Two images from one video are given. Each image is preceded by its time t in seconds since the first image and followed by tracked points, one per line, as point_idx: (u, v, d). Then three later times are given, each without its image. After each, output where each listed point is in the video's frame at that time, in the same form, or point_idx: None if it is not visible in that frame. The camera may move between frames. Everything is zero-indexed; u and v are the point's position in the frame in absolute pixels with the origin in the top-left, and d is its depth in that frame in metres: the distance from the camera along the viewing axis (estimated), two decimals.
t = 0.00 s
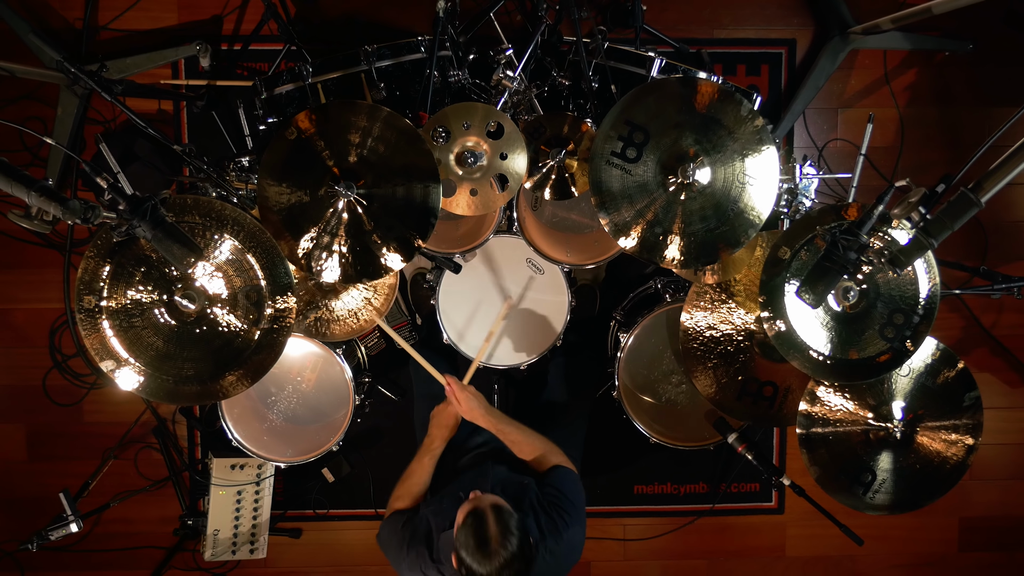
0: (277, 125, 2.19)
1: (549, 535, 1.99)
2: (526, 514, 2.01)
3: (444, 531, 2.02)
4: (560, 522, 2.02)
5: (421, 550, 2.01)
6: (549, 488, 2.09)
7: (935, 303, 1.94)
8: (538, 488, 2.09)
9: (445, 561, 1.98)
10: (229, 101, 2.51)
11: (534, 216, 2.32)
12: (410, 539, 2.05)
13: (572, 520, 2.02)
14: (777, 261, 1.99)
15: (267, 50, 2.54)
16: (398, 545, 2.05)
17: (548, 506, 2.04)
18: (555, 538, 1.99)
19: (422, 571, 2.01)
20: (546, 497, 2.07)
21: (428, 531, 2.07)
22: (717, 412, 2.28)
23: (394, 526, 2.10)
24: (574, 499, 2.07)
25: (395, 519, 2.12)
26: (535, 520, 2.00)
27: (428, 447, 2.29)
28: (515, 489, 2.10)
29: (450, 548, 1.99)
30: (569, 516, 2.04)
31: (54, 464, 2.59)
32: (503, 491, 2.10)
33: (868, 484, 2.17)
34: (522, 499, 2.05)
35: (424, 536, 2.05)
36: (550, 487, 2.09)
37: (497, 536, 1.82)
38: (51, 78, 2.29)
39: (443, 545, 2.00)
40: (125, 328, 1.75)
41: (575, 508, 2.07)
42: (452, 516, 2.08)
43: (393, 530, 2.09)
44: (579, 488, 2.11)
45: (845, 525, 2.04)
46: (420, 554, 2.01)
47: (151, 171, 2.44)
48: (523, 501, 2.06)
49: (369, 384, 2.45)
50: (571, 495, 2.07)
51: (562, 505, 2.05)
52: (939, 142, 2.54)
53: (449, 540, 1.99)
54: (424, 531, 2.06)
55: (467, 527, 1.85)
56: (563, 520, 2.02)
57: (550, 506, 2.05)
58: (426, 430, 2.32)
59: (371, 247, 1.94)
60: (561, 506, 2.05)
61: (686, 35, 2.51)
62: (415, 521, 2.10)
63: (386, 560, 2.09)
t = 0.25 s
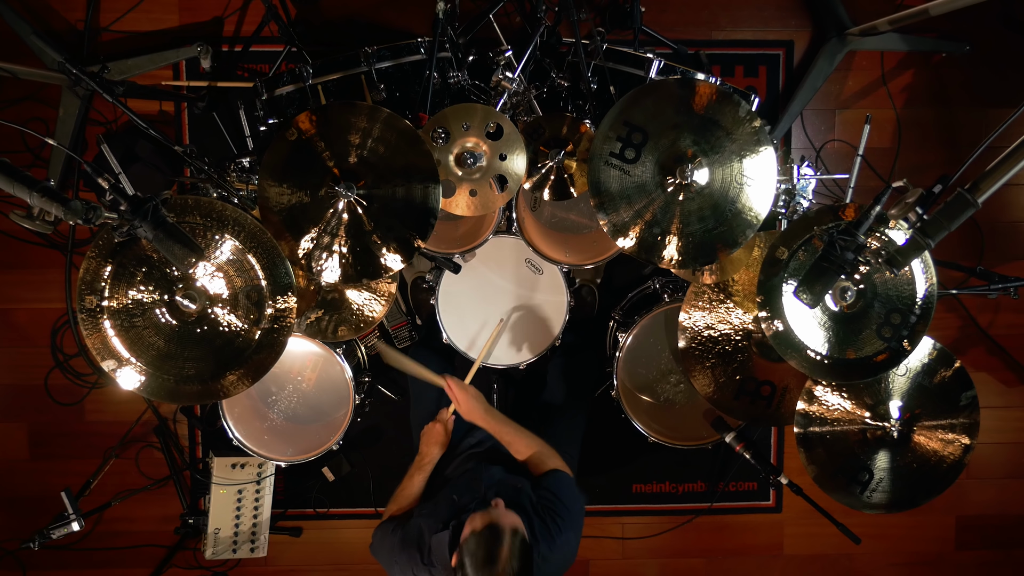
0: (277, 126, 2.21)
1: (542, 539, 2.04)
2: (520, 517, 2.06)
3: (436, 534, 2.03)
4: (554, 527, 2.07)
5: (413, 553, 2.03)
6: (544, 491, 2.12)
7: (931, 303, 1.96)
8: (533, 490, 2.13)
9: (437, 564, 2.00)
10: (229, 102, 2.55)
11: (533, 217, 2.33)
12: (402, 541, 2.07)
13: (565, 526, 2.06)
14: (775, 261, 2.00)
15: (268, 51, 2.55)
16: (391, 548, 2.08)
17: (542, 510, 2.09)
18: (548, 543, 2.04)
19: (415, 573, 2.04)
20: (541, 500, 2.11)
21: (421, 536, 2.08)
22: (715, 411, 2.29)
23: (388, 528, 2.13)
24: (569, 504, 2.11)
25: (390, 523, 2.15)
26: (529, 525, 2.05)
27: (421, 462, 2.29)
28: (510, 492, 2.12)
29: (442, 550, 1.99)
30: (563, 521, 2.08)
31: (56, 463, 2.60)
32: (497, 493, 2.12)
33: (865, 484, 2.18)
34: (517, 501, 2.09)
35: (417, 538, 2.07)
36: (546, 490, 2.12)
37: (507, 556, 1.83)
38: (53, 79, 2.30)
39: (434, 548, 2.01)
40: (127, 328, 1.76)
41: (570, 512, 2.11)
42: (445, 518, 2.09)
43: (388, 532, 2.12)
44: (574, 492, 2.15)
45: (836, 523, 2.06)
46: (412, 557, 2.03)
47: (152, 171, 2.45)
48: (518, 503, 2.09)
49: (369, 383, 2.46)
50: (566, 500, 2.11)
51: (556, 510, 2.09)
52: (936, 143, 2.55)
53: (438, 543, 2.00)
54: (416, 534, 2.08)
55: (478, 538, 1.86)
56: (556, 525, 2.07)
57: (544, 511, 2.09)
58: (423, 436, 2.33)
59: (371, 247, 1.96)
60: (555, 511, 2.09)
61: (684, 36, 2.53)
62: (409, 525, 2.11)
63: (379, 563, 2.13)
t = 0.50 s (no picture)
0: (277, 126, 2.22)
1: (538, 529, 2.05)
2: (517, 507, 2.07)
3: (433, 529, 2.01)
4: (549, 515, 2.07)
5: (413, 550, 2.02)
6: (541, 483, 2.14)
7: (928, 303, 1.97)
8: (531, 483, 2.15)
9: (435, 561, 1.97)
10: (231, 104, 2.55)
11: (532, 217, 2.34)
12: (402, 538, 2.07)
13: (562, 514, 2.07)
14: (772, 262, 2.02)
15: (268, 53, 2.56)
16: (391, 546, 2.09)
17: (539, 500, 2.10)
18: (544, 532, 2.04)
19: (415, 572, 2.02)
20: (538, 492, 2.13)
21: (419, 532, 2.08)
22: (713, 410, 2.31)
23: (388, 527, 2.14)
24: (565, 494, 2.12)
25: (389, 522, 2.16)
26: (524, 515, 2.06)
27: (416, 467, 2.31)
28: (506, 486, 2.14)
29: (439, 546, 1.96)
30: (559, 510, 2.09)
31: (58, 463, 2.61)
32: (495, 489, 2.14)
33: (862, 483, 2.20)
34: (514, 493, 2.11)
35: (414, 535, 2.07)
36: (543, 482, 2.15)
37: None
38: (54, 80, 2.31)
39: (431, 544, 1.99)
40: (128, 328, 1.77)
41: (566, 502, 2.12)
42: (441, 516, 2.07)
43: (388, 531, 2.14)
44: (571, 483, 2.16)
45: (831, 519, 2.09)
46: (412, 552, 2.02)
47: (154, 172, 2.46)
48: (515, 496, 2.11)
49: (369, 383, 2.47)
50: (562, 489, 2.12)
51: (553, 500, 2.10)
52: (933, 143, 2.57)
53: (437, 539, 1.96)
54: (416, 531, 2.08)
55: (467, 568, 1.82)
56: (552, 514, 2.07)
57: (540, 501, 2.10)
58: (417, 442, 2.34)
59: (371, 248, 1.97)
60: (551, 501, 2.10)
61: (682, 38, 2.54)
62: (409, 522, 2.12)
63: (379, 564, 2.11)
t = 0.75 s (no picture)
0: (278, 127, 2.23)
1: (540, 522, 2.01)
2: (516, 502, 2.04)
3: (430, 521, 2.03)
4: (550, 508, 2.04)
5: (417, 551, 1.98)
6: (540, 477, 2.11)
7: (926, 304, 1.96)
8: (529, 478, 2.12)
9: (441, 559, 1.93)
10: (231, 105, 2.56)
11: (531, 217, 2.35)
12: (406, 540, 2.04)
13: (562, 505, 2.03)
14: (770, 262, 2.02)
15: (269, 54, 2.58)
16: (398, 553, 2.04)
17: (539, 494, 2.07)
18: (545, 525, 2.01)
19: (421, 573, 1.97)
20: (538, 486, 2.09)
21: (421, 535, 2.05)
22: (711, 409, 2.32)
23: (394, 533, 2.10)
24: (565, 485, 2.09)
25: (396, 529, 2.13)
26: (524, 509, 2.02)
27: (424, 474, 2.31)
28: (506, 483, 2.12)
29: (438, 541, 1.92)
30: (559, 501, 2.05)
31: (59, 462, 2.63)
32: (494, 486, 2.12)
33: (859, 481, 2.21)
34: (512, 489, 2.07)
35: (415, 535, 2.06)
36: (542, 476, 2.11)
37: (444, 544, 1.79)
38: (56, 81, 2.32)
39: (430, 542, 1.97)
40: (130, 327, 1.79)
41: (566, 494, 2.08)
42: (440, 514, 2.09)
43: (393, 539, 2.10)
44: (570, 475, 2.13)
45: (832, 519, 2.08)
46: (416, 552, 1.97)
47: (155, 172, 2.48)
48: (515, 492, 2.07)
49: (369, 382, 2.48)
50: (562, 481, 2.09)
51: (553, 493, 2.07)
52: (929, 144, 2.58)
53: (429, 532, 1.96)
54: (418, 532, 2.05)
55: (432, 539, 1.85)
56: (553, 506, 2.03)
57: (539, 495, 2.07)
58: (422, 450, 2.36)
59: (370, 248, 1.98)
60: (552, 494, 2.06)
61: (681, 39, 2.55)
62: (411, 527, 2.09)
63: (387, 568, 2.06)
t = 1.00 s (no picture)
0: (278, 128, 2.24)
1: (540, 530, 2.04)
2: (519, 508, 2.08)
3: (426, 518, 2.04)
4: (552, 517, 2.06)
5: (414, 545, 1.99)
6: (545, 483, 2.14)
7: (922, 304, 1.97)
8: (534, 483, 2.15)
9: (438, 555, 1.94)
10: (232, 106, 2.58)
11: (530, 217, 2.36)
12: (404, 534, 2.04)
13: (564, 515, 2.05)
14: (768, 262, 2.02)
15: (269, 55, 2.59)
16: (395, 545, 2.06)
17: (541, 501, 2.10)
18: (546, 533, 2.04)
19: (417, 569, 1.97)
20: (541, 492, 2.12)
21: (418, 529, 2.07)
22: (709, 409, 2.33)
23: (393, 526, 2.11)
24: (569, 495, 2.11)
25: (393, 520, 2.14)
26: (526, 515, 2.05)
27: (421, 465, 2.31)
28: (507, 486, 2.15)
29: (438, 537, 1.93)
30: (562, 511, 2.08)
31: (61, 461, 2.64)
32: (496, 488, 2.15)
33: (856, 480, 2.22)
34: (515, 493, 2.11)
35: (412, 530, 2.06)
36: (546, 483, 2.14)
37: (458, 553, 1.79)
38: (58, 82, 2.34)
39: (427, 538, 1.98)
40: (131, 327, 1.80)
41: (569, 504, 2.11)
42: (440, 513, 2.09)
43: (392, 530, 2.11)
44: (575, 484, 2.15)
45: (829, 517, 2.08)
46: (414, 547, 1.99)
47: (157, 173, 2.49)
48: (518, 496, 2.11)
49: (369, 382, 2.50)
50: (567, 491, 2.12)
51: (556, 500, 2.09)
52: (926, 145, 2.59)
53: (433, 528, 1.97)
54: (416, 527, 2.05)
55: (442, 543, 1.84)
56: (555, 516, 2.06)
57: (543, 503, 2.10)
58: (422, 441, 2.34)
59: (370, 248, 1.99)
60: (554, 502, 2.09)
61: (679, 40, 2.57)
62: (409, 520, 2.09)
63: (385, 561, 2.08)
